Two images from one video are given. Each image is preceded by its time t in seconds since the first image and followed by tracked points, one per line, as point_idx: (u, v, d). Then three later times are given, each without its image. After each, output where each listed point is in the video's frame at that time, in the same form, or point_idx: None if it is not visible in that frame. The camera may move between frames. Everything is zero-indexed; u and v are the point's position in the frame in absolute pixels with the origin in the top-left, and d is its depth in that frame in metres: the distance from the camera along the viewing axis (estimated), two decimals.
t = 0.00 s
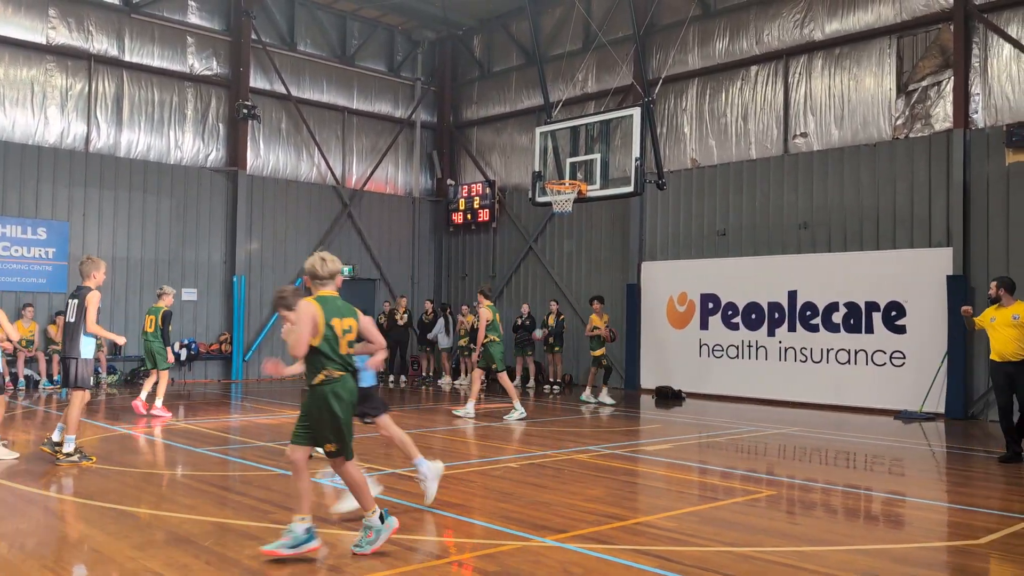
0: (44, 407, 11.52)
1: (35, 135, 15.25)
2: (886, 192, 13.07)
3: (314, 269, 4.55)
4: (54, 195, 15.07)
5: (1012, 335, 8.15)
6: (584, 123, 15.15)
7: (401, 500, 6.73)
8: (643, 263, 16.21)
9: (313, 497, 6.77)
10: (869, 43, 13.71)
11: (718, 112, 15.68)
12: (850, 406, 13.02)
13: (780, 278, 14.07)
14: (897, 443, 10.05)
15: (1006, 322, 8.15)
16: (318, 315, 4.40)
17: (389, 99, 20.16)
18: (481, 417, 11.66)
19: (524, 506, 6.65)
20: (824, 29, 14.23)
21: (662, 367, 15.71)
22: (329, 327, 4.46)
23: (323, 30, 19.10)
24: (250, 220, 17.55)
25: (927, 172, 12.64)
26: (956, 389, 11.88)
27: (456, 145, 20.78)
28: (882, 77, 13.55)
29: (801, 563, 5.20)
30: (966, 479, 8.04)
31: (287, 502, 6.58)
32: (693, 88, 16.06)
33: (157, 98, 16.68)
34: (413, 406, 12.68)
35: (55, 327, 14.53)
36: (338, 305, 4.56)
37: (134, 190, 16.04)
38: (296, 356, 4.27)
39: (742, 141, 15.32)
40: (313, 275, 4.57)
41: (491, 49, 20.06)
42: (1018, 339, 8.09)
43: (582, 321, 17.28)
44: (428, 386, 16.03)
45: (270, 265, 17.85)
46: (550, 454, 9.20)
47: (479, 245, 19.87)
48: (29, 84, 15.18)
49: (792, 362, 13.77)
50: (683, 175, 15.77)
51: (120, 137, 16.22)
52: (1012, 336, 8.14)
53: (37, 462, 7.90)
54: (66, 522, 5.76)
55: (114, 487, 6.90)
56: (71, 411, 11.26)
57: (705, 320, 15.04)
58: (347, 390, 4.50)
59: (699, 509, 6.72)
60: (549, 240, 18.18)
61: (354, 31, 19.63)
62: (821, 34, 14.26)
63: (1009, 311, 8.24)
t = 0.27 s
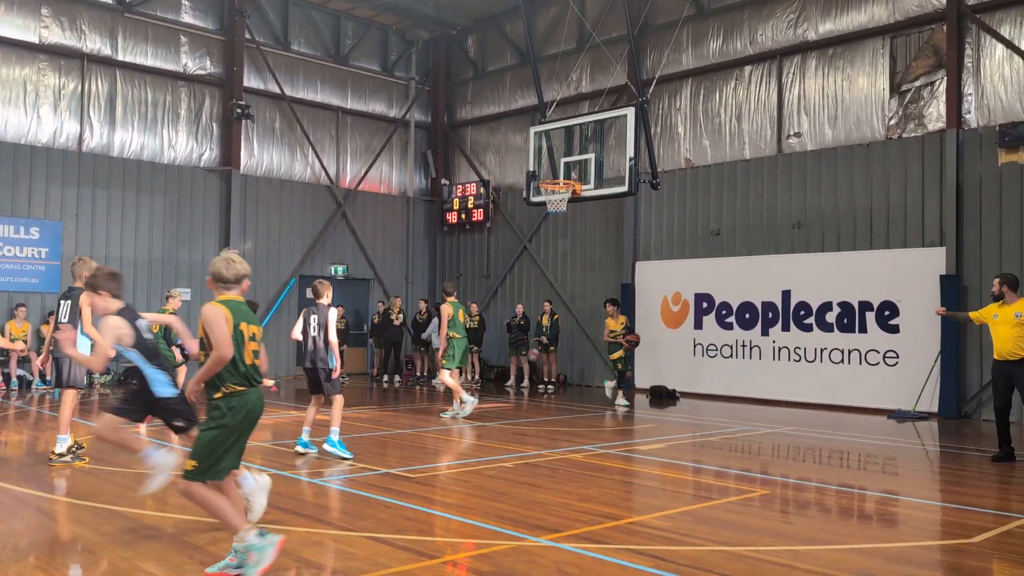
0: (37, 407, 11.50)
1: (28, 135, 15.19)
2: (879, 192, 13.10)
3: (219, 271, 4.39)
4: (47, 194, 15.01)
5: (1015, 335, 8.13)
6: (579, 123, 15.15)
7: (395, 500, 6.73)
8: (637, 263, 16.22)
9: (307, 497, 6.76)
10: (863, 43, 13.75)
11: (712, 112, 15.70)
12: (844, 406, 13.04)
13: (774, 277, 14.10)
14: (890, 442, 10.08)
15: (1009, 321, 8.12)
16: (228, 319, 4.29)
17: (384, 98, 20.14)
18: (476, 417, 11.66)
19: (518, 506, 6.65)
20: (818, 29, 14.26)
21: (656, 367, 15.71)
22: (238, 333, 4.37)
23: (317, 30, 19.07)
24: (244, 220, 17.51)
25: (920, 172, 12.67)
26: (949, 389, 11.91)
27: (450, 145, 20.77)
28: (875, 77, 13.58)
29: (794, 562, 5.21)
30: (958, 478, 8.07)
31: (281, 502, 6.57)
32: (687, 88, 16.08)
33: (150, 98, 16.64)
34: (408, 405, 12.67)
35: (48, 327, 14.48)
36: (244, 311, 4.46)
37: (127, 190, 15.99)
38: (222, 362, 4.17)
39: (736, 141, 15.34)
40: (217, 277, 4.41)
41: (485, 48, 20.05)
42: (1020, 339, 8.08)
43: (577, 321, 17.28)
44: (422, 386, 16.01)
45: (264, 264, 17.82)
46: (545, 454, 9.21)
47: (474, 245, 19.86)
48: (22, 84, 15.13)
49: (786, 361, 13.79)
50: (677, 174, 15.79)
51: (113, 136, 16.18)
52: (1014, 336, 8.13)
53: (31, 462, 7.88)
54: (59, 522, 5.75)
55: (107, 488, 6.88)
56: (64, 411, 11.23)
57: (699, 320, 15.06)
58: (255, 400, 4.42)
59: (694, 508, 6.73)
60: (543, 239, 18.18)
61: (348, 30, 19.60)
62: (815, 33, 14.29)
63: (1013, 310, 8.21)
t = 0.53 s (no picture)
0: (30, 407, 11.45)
1: (19, 134, 15.12)
2: (871, 192, 13.15)
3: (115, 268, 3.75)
4: (39, 193, 14.95)
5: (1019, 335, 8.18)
6: (572, 122, 15.16)
7: (389, 500, 6.72)
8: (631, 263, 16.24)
9: (301, 497, 6.75)
10: (855, 44, 13.79)
11: (706, 112, 15.73)
12: (837, 406, 13.08)
13: (768, 277, 14.13)
14: (883, 442, 10.11)
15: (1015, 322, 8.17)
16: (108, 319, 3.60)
17: (377, 98, 20.11)
18: (470, 417, 11.66)
19: (513, 506, 6.65)
20: (811, 30, 14.29)
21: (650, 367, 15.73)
22: (132, 340, 3.68)
23: (310, 29, 19.04)
24: (237, 219, 17.47)
25: (913, 172, 12.71)
26: (942, 388, 11.95)
27: (444, 144, 20.77)
28: (868, 78, 13.63)
29: (787, 561, 5.23)
30: (951, 478, 8.10)
31: (275, 502, 6.56)
32: (681, 87, 16.11)
33: (143, 97, 16.58)
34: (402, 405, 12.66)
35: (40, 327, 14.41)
36: (138, 315, 3.75)
37: (120, 189, 15.94)
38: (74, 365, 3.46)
39: (730, 141, 15.37)
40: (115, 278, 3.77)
41: (479, 48, 20.05)
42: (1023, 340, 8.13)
43: (570, 321, 17.29)
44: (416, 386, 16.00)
45: (258, 264, 17.79)
46: (540, 454, 9.22)
47: (467, 245, 19.85)
48: (14, 83, 15.05)
49: (780, 361, 13.82)
50: (671, 174, 15.82)
51: (106, 136, 16.13)
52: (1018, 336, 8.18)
53: (23, 463, 7.85)
54: (51, 523, 5.73)
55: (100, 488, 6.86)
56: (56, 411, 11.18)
57: (693, 320, 15.08)
58: (145, 417, 3.66)
59: (687, 508, 6.74)
60: (537, 239, 18.19)
61: (342, 30, 19.58)
62: (808, 34, 14.33)
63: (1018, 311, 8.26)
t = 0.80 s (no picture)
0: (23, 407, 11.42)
1: (12, 133, 15.07)
2: (865, 191, 13.18)
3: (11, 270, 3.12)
4: (32, 192, 14.90)
5: None
6: (567, 122, 15.15)
7: (383, 500, 6.71)
8: (625, 263, 16.24)
9: (295, 497, 6.74)
10: (849, 44, 13.82)
11: (701, 112, 15.74)
12: (831, 405, 13.10)
13: (762, 277, 14.15)
14: (878, 441, 10.13)
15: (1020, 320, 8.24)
16: None
17: (372, 97, 20.09)
18: (465, 416, 11.65)
19: (507, 505, 6.64)
20: (805, 30, 14.31)
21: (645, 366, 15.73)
22: None
23: (305, 28, 19.02)
24: (232, 219, 17.43)
25: (907, 172, 12.75)
26: (936, 387, 11.98)
27: (439, 144, 20.75)
28: (862, 78, 13.66)
29: (781, 560, 5.23)
30: (944, 477, 8.12)
31: (268, 502, 6.55)
32: (675, 87, 16.12)
33: (137, 96, 16.55)
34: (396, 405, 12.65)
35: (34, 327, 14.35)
36: None
37: (114, 188, 15.90)
38: None
39: (724, 140, 15.38)
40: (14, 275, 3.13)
41: (474, 48, 20.04)
42: None
43: (565, 320, 17.29)
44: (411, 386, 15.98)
45: (252, 264, 17.75)
46: (534, 453, 9.21)
47: (462, 244, 19.84)
48: (7, 82, 15.01)
49: (774, 361, 13.83)
50: (666, 174, 15.83)
51: (99, 135, 16.09)
52: None
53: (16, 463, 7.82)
54: (44, 523, 5.70)
55: (93, 488, 6.83)
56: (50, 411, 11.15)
57: (688, 320, 15.09)
58: None
59: (682, 507, 6.74)
60: (532, 239, 18.18)
61: (337, 29, 19.56)
62: (802, 34, 14.35)
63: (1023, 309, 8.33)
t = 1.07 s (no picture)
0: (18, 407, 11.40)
1: (8, 133, 15.05)
2: (861, 191, 13.20)
3: None
4: (28, 193, 14.87)
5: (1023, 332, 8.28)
6: (563, 122, 15.15)
7: (379, 500, 6.72)
8: (622, 263, 16.23)
9: (292, 498, 6.74)
10: (845, 44, 13.84)
11: (696, 112, 15.76)
12: (827, 405, 13.12)
13: (758, 277, 14.16)
14: (873, 441, 10.15)
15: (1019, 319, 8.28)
16: None
17: (368, 97, 20.07)
18: (461, 416, 11.66)
19: (503, 505, 6.65)
20: (801, 30, 14.33)
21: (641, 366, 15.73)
22: None
23: (301, 29, 19.01)
24: (227, 219, 17.40)
25: (902, 172, 12.77)
26: (931, 387, 12.00)
27: (435, 144, 20.74)
28: (858, 78, 13.68)
29: (777, 560, 5.24)
30: (939, 476, 8.14)
31: (265, 502, 6.55)
32: (671, 87, 16.14)
33: (132, 96, 16.52)
34: (392, 405, 12.64)
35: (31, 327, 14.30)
36: None
37: (109, 189, 15.87)
38: None
39: (720, 141, 15.40)
40: None
41: (470, 48, 20.03)
42: None
43: (561, 320, 17.29)
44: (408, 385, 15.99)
45: (248, 264, 17.73)
46: (530, 454, 9.23)
47: (458, 245, 19.83)
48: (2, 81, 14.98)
49: (770, 361, 13.85)
50: (661, 174, 15.84)
51: (95, 135, 16.07)
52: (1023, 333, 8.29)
53: (12, 463, 7.82)
54: (40, 523, 5.71)
55: (89, 489, 6.83)
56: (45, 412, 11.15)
57: (684, 320, 15.10)
58: None
59: (678, 507, 6.76)
60: (528, 239, 18.18)
61: (332, 29, 19.55)
62: (797, 34, 14.36)
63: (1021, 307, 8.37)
